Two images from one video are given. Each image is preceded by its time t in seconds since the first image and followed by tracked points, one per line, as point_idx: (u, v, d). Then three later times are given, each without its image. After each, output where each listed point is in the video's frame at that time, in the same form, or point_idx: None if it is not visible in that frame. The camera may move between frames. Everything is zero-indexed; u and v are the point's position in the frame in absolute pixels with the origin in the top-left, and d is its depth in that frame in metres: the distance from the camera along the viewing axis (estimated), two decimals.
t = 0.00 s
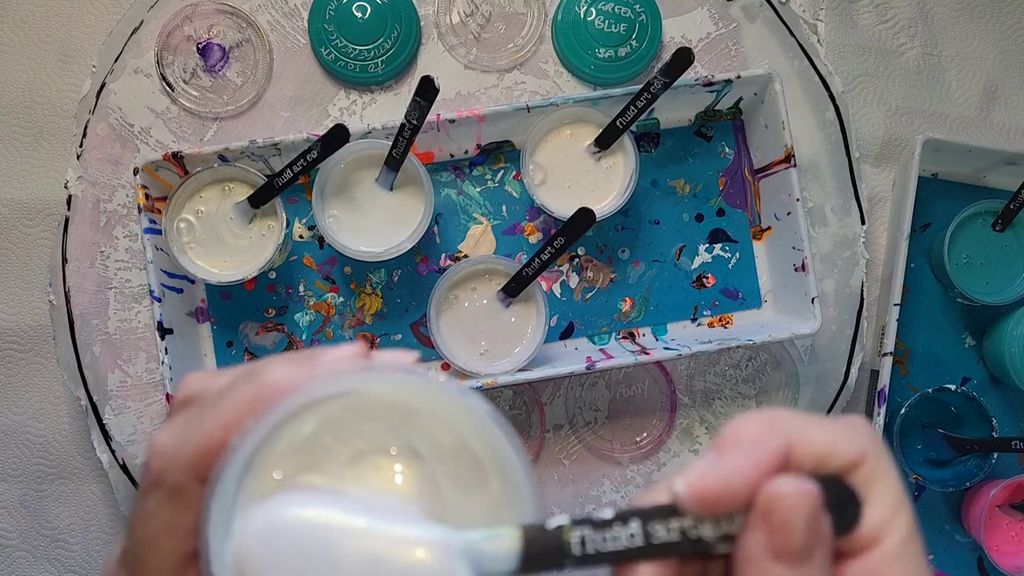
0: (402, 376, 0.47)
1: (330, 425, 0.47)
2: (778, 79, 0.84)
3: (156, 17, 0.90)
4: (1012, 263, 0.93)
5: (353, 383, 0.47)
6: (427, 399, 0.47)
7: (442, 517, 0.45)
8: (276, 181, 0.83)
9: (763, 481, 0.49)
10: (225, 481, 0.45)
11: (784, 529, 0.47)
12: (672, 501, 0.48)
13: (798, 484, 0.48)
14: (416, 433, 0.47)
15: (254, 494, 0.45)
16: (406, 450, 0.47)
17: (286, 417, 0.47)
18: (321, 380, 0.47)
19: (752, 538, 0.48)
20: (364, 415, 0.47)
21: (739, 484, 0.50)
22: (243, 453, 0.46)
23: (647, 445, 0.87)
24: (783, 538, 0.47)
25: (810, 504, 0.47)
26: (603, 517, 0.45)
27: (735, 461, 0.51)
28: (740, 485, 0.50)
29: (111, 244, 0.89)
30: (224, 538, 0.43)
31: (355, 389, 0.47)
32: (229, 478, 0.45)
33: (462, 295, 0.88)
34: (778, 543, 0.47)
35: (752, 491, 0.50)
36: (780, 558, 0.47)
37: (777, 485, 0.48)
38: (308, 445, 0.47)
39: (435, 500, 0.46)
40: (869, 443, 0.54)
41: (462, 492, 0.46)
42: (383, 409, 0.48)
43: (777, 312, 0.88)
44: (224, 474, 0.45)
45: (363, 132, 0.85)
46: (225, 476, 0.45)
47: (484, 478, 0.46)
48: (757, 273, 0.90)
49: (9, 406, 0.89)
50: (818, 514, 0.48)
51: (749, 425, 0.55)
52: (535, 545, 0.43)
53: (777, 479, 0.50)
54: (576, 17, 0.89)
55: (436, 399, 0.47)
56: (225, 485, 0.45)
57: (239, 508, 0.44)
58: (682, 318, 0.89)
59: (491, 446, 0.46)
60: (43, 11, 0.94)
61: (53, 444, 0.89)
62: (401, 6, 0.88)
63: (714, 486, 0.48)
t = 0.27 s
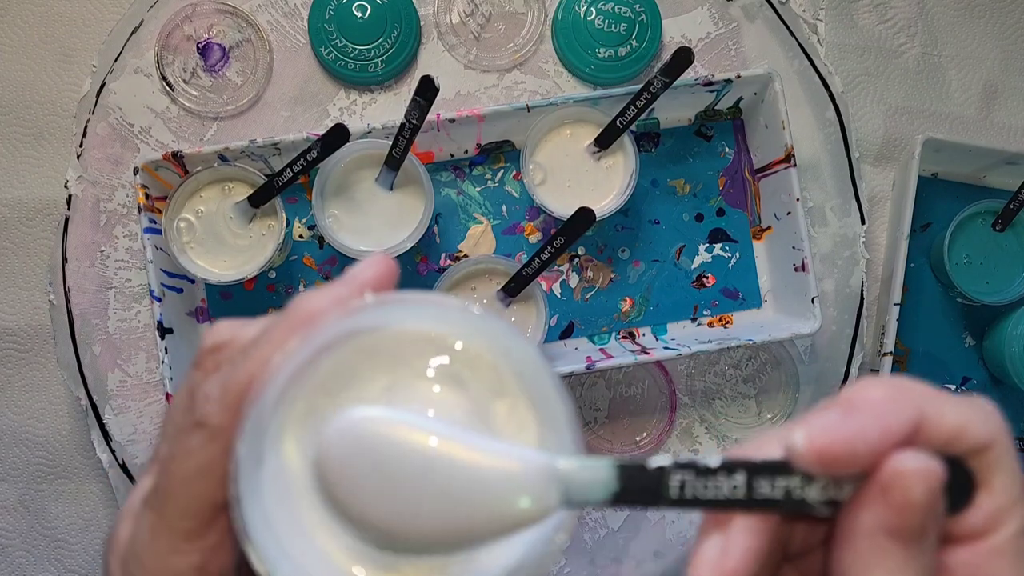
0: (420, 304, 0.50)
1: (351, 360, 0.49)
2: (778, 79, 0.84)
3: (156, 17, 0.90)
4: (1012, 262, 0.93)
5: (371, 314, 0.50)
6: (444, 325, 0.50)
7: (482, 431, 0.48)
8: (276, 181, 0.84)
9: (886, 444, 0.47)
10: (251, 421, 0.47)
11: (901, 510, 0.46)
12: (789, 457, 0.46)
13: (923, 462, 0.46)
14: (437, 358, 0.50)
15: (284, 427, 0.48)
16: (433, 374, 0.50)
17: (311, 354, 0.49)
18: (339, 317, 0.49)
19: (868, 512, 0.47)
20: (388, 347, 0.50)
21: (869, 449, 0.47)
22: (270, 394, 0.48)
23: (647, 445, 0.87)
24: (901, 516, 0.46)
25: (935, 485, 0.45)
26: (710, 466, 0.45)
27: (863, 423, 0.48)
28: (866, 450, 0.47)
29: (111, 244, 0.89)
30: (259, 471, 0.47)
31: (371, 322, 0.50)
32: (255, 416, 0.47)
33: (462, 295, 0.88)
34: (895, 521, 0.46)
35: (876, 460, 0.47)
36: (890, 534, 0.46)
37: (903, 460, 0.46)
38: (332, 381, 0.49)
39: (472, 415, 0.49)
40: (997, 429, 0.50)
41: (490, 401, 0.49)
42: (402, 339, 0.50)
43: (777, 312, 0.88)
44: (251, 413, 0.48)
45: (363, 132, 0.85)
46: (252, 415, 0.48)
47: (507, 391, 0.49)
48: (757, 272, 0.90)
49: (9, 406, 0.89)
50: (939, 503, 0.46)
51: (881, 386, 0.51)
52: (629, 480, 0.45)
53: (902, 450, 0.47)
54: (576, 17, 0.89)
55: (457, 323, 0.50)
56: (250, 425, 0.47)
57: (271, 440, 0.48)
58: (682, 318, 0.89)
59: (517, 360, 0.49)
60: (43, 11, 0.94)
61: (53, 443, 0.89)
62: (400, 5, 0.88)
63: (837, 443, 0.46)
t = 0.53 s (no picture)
0: (418, 275, 0.51)
1: (347, 332, 0.51)
2: (778, 78, 0.84)
3: (156, 17, 0.90)
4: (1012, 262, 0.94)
5: (366, 285, 0.51)
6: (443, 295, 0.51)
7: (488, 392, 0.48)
8: (276, 181, 0.84)
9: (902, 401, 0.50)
10: (247, 388, 0.49)
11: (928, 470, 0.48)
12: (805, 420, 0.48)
13: (953, 424, 0.48)
14: (435, 327, 0.51)
15: (283, 397, 0.50)
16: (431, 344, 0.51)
17: (307, 325, 0.51)
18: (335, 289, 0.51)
19: (895, 477, 0.49)
20: (385, 318, 0.51)
21: (893, 410, 0.50)
22: (266, 363, 0.50)
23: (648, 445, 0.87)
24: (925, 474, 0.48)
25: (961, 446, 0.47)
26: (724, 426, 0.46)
27: (891, 385, 0.51)
28: (889, 412, 0.49)
29: (111, 244, 0.89)
30: (257, 440, 0.49)
31: (368, 294, 0.51)
32: (252, 384, 0.49)
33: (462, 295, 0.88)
34: (921, 483, 0.48)
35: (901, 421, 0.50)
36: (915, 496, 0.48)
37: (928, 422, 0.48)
38: (327, 351, 0.50)
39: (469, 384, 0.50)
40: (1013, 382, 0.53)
41: (503, 375, 0.50)
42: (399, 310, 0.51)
43: (777, 312, 0.88)
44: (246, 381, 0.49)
45: (363, 132, 0.85)
46: (249, 384, 0.49)
47: (519, 367, 0.50)
48: (757, 272, 0.90)
49: (9, 406, 0.89)
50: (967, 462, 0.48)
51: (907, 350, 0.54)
52: (643, 438, 0.45)
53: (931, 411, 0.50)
54: (576, 17, 0.89)
55: (457, 292, 0.51)
56: (248, 392, 0.49)
57: (271, 409, 0.50)
58: (682, 318, 0.89)
59: (520, 329, 0.51)
60: (43, 11, 0.94)
61: (53, 444, 0.89)
62: (401, 5, 0.88)
63: (854, 406, 0.48)
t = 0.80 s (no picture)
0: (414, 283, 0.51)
1: (347, 341, 0.51)
2: (778, 78, 0.84)
3: (156, 17, 0.90)
4: (1012, 263, 0.93)
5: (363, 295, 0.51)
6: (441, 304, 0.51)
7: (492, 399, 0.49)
8: (276, 181, 0.84)
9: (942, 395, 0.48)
10: (246, 400, 0.49)
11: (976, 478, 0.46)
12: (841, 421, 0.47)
13: (999, 426, 0.47)
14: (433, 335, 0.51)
15: (282, 407, 0.50)
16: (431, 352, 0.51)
17: (305, 335, 0.51)
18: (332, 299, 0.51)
19: (940, 483, 0.47)
20: (383, 327, 0.51)
21: (935, 412, 0.48)
22: (264, 374, 0.50)
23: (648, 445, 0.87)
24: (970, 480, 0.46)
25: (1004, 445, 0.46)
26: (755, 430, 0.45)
27: (931, 386, 0.50)
28: (932, 413, 0.48)
29: (111, 244, 0.89)
30: (257, 452, 0.49)
31: (366, 303, 0.52)
32: (250, 396, 0.49)
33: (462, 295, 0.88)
34: (967, 492, 0.46)
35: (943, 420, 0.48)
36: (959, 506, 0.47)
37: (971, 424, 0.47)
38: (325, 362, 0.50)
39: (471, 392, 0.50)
40: None
41: (502, 383, 0.50)
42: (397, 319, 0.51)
43: (777, 312, 0.88)
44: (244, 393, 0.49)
45: (363, 132, 0.85)
46: (248, 395, 0.49)
47: (518, 374, 0.50)
48: (757, 272, 0.90)
49: (9, 406, 0.89)
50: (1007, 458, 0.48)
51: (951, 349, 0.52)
52: (663, 446, 0.45)
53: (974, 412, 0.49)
54: (576, 17, 0.89)
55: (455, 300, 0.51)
56: (247, 403, 0.49)
57: (270, 421, 0.50)
58: (682, 318, 0.89)
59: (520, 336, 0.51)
60: (43, 11, 0.94)
61: (53, 443, 0.89)
62: (400, 5, 0.88)
63: (895, 408, 0.47)
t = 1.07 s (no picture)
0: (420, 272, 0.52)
1: (351, 325, 0.51)
2: (778, 78, 0.84)
3: (156, 18, 0.90)
4: (1012, 263, 0.93)
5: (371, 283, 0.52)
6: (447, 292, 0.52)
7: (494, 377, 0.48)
8: (276, 181, 0.84)
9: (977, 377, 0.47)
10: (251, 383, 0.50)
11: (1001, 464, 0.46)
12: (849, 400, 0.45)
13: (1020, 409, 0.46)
14: (440, 321, 0.51)
15: (287, 390, 0.51)
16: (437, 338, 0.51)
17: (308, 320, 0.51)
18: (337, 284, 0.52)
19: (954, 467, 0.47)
20: (387, 309, 0.51)
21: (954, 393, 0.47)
22: (270, 359, 0.51)
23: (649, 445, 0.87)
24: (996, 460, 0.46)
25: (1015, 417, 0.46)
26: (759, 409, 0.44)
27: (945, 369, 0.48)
28: (947, 395, 0.47)
29: (111, 244, 0.89)
30: (263, 434, 0.50)
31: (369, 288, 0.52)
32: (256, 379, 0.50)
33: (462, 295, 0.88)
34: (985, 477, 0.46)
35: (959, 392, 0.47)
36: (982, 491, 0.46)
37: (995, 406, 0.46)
38: (332, 345, 0.51)
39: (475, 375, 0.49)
40: None
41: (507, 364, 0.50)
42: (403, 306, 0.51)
43: (777, 312, 0.88)
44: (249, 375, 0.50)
45: (363, 132, 0.85)
46: (253, 378, 0.50)
47: (522, 357, 0.50)
48: (757, 272, 0.90)
49: (9, 406, 0.89)
50: None
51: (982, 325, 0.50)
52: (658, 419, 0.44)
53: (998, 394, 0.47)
54: (576, 17, 0.89)
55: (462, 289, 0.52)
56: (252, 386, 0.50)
57: (277, 403, 0.50)
58: (682, 318, 0.89)
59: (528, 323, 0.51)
60: (43, 11, 0.94)
61: (53, 443, 0.89)
62: (400, 5, 0.88)
63: (902, 391, 0.45)
